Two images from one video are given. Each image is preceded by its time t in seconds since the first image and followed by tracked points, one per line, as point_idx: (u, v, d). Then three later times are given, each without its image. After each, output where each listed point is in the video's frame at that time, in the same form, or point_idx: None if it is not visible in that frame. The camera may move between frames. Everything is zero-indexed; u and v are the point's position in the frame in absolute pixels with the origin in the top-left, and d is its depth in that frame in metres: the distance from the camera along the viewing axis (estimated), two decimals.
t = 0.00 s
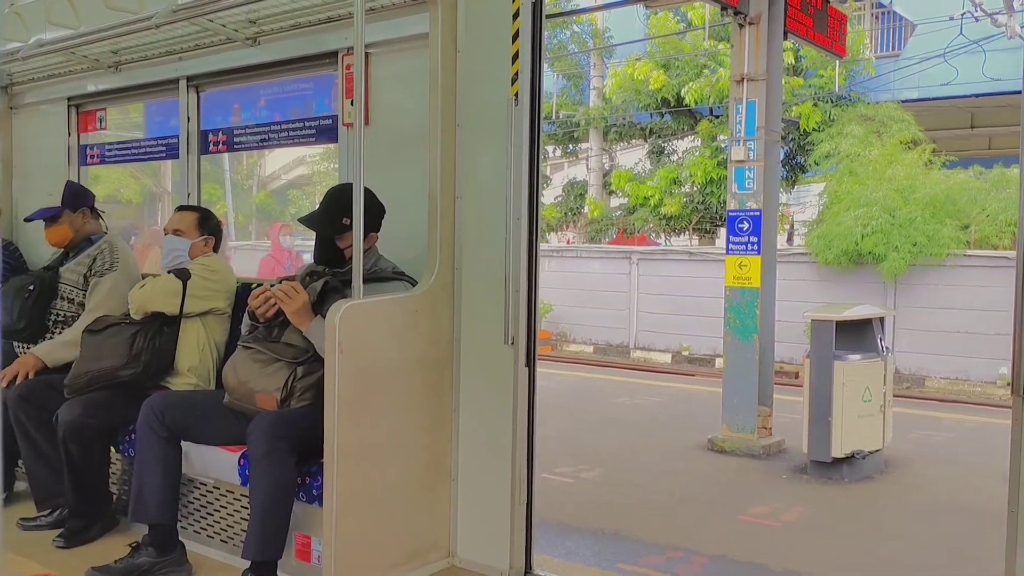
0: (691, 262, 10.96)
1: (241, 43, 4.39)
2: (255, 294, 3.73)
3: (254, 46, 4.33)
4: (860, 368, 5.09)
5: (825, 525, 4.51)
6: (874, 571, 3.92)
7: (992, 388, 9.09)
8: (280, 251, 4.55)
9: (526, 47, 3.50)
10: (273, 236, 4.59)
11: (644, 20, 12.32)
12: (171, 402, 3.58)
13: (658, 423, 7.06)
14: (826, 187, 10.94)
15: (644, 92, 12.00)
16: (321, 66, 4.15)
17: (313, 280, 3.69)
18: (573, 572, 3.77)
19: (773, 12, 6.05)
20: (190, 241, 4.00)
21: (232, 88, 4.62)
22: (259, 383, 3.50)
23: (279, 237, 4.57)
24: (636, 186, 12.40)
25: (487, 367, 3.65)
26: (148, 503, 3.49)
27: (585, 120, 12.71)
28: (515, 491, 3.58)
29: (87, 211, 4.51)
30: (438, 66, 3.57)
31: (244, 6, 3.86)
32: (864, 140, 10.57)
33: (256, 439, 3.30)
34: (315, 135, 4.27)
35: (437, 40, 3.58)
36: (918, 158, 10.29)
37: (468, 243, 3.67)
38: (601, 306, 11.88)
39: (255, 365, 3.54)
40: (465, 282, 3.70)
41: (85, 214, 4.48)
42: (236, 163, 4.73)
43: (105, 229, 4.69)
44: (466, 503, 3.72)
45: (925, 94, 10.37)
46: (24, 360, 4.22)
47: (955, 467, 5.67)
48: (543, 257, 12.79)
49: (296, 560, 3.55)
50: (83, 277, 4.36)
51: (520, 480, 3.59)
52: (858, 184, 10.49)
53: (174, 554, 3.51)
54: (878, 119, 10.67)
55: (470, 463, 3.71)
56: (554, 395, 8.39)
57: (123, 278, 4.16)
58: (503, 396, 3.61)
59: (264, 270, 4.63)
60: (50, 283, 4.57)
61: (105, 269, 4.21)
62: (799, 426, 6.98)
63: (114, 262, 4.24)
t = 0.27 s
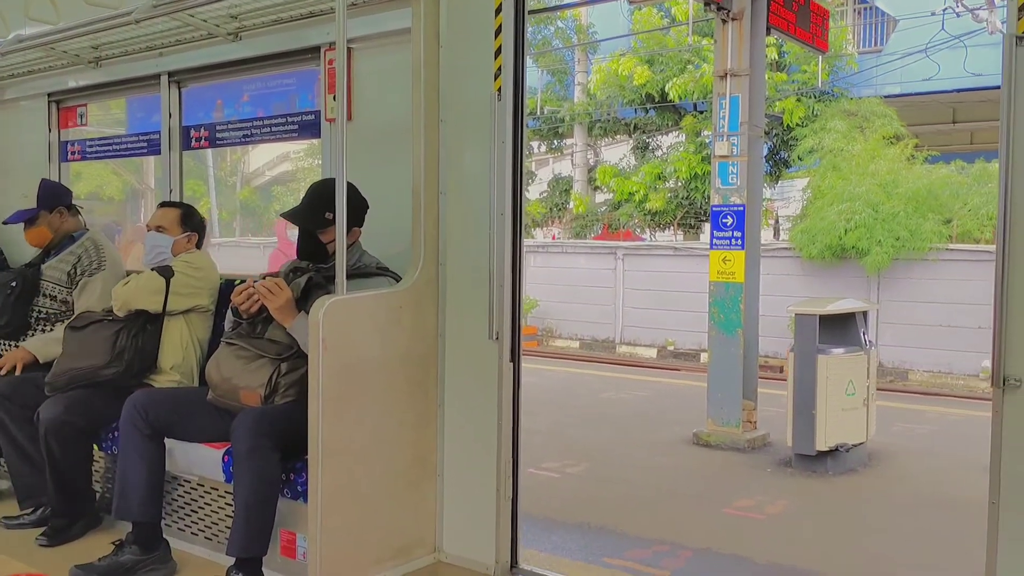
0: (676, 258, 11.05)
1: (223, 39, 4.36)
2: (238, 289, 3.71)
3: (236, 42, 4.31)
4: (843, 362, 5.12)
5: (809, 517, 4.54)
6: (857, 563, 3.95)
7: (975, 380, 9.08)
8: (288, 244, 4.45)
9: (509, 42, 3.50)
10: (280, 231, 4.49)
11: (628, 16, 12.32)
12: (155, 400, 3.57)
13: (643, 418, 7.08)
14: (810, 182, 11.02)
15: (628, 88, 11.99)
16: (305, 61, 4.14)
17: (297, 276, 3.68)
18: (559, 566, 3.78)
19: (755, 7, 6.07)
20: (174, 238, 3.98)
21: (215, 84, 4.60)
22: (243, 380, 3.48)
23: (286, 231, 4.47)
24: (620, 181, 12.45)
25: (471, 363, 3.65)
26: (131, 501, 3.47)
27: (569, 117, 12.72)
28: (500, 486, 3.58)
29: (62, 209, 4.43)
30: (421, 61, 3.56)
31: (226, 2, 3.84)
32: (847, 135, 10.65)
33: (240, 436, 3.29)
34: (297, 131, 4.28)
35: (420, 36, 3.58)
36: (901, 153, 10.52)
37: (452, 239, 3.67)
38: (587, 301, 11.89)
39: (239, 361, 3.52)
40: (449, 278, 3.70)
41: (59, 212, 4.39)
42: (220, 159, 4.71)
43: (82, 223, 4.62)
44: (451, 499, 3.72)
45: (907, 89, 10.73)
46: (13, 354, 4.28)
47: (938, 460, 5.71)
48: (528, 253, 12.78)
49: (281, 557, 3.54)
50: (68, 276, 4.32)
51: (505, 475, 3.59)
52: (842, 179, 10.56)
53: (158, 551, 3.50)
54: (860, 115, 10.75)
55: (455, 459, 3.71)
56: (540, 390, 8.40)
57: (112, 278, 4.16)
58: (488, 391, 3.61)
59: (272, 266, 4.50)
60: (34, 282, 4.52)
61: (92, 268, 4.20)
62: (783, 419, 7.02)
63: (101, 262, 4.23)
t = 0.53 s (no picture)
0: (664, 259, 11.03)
1: (210, 39, 4.35)
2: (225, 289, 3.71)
3: (223, 42, 4.29)
4: (829, 363, 5.14)
5: (794, 517, 4.56)
6: (843, 563, 3.97)
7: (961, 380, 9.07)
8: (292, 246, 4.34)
9: (497, 43, 3.50)
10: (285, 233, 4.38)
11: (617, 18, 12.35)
12: (140, 401, 3.55)
13: (631, 419, 7.09)
14: (797, 184, 11.07)
15: (617, 89, 12.08)
16: (292, 61, 4.13)
17: (284, 277, 3.67)
18: (546, 567, 3.78)
19: (743, 10, 6.09)
20: (160, 239, 3.96)
21: (202, 84, 4.58)
22: (230, 380, 3.49)
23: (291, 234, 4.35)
24: (609, 183, 12.44)
25: (459, 363, 3.65)
26: (117, 502, 3.46)
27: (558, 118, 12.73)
28: (487, 487, 3.58)
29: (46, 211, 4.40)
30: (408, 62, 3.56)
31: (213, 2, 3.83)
32: (834, 138, 10.70)
33: (226, 437, 3.28)
34: (284, 131, 4.27)
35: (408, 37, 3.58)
36: (887, 156, 10.61)
37: (440, 239, 3.67)
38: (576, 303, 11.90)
39: (226, 361, 3.52)
40: (437, 279, 3.70)
41: (43, 215, 4.37)
42: (207, 159, 4.69)
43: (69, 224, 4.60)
44: (439, 500, 3.72)
45: (894, 92, 10.86)
46: None
47: (923, 461, 5.74)
48: (516, 254, 12.77)
49: (267, 558, 3.53)
50: (53, 276, 4.29)
51: (492, 476, 3.59)
52: (828, 181, 10.60)
53: (144, 553, 3.48)
54: (847, 117, 10.85)
55: (443, 460, 3.71)
56: (528, 391, 8.40)
57: (98, 277, 4.14)
58: (475, 392, 3.61)
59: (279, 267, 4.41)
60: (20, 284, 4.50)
61: (78, 269, 4.17)
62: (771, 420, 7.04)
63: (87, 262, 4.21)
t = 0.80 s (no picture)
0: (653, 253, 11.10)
1: (197, 35, 4.33)
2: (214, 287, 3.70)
3: (210, 38, 4.28)
4: (819, 356, 5.16)
5: (785, 510, 4.58)
6: (833, 556, 3.98)
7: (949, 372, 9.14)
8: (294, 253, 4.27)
9: (485, 38, 3.49)
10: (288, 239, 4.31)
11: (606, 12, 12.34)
12: (129, 399, 3.55)
13: (622, 413, 7.10)
14: (786, 178, 11.10)
15: (606, 84, 11.99)
16: (279, 57, 4.11)
17: (273, 274, 3.66)
18: (537, 561, 3.79)
19: (731, 4, 6.10)
20: (149, 236, 3.94)
21: (190, 80, 4.57)
22: (219, 377, 3.48)
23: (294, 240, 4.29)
24: (599, 178, 12.37)
25: (449, 359, 3.65)
26: (106, 500, 3.45)
27: (547, 113, 12.73)
28: (478, 482, 3.58)
29: (32, 208, 4.35)
30: (396, 57, 3.55)
31: None
32: (823, 132, 10.70)
33: (215, 435, 3.27)
34: (272, 127, 4.26)
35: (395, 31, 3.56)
36: (876, 149, 10.65)
37: (429, 235, 3.66)
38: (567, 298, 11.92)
39: (214, 358, 3.50)
40: (426, 274, 3.69)
41: (29, 213, 4.32)
42: (196, 156, 4.67)
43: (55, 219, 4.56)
44: (429, 495, 3.72)
45: (882, 86, 10.92)
46: None
47: (913, 453, 5.77)
48: (507, 250, 12.77)
49: (258, 555, 3.53)
50: (39, 273, 4.26)
51: (483, 471, 3.59)
52: (818, 175, 10.63)
53: (133, 552, 3.47)
54: (836, 111, 10.78)
55: (433, 456, 3.71)
56: (520, 386, 8.41)
57: (85, 275, 4.14)
58: (466, 387, 3.61)
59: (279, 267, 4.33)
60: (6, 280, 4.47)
61: (66, 266, 4.17)
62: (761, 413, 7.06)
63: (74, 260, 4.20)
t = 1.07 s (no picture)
0: (637, 254, 11.13)
1: (179, 33, 4.30)
2: (194, 286, 3.67)
3: (192, 35, 4.25)
4: (800, 356, 5.18)
5: (765, 510, 4.60)
6: (813, 555, 4.01)
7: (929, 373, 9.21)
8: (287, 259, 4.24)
9: (468, 37, 3.48)
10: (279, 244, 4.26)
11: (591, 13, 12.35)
12: (109, 398, 3.53)
13: (605, 412, 7.12)
14: (769, 179, 11.16)
15: (591, 84, 12.08)
16: (262, 55, 4.10)
17: (255, 273, 3.65)
18: (518, 561, 3.79)
19: (715, 6, 6.10)
20: (130, 235, 3.91)
21: (173, 78, 4.54)
22: (199, 376, 3.46)
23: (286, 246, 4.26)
24: (583, 178, 12.45)
25: (431, 359, 3.65)
26: (84, 500, 3.43)
27: (532, 113, 12.76)
28: (460, 482, 3.58)
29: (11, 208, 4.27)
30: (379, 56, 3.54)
31: None
32: (806, 133, 10.78)
33: (195, 435, 3.26)
34: (254, 125, 4.24)
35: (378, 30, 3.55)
36: (858, 151, 10.63)
37: (412, 234, 3.66)
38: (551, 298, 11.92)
39: (194, 357, 3.49)
40: (408, 274, 3.69)
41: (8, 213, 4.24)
42: (179, 154, 4.65)
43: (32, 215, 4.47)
44: (410, 495, 3.72)
45: (864, 87, 10.96)
46: None
47: (893, 453, 5.81)
48: (491, 249, 12.77)
49: (237, 555, 3.52)
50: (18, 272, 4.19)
51: (465, 471, 3.59)
52: (800, 176, 10.68)
53: (112, 551, 3.45)
54: (819, 113, 10.91)
55: (414, 455, 3.70)
56: (503, 386, 8.41)
57: (66, 273, 4.13)
58: (448, 387, 3.60)
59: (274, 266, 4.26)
60: None
61: (45, 265, 4.15)
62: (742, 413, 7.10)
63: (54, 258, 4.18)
